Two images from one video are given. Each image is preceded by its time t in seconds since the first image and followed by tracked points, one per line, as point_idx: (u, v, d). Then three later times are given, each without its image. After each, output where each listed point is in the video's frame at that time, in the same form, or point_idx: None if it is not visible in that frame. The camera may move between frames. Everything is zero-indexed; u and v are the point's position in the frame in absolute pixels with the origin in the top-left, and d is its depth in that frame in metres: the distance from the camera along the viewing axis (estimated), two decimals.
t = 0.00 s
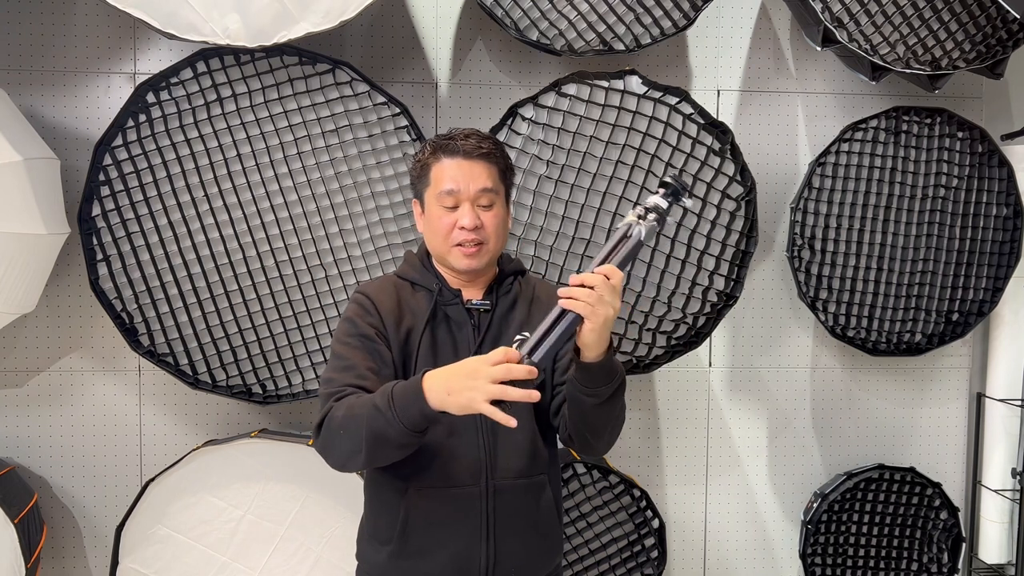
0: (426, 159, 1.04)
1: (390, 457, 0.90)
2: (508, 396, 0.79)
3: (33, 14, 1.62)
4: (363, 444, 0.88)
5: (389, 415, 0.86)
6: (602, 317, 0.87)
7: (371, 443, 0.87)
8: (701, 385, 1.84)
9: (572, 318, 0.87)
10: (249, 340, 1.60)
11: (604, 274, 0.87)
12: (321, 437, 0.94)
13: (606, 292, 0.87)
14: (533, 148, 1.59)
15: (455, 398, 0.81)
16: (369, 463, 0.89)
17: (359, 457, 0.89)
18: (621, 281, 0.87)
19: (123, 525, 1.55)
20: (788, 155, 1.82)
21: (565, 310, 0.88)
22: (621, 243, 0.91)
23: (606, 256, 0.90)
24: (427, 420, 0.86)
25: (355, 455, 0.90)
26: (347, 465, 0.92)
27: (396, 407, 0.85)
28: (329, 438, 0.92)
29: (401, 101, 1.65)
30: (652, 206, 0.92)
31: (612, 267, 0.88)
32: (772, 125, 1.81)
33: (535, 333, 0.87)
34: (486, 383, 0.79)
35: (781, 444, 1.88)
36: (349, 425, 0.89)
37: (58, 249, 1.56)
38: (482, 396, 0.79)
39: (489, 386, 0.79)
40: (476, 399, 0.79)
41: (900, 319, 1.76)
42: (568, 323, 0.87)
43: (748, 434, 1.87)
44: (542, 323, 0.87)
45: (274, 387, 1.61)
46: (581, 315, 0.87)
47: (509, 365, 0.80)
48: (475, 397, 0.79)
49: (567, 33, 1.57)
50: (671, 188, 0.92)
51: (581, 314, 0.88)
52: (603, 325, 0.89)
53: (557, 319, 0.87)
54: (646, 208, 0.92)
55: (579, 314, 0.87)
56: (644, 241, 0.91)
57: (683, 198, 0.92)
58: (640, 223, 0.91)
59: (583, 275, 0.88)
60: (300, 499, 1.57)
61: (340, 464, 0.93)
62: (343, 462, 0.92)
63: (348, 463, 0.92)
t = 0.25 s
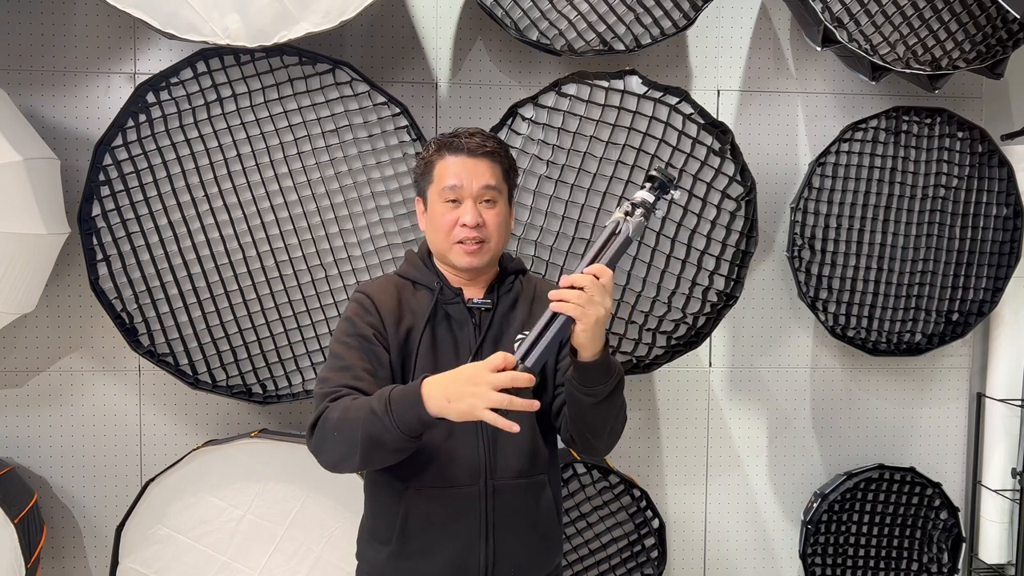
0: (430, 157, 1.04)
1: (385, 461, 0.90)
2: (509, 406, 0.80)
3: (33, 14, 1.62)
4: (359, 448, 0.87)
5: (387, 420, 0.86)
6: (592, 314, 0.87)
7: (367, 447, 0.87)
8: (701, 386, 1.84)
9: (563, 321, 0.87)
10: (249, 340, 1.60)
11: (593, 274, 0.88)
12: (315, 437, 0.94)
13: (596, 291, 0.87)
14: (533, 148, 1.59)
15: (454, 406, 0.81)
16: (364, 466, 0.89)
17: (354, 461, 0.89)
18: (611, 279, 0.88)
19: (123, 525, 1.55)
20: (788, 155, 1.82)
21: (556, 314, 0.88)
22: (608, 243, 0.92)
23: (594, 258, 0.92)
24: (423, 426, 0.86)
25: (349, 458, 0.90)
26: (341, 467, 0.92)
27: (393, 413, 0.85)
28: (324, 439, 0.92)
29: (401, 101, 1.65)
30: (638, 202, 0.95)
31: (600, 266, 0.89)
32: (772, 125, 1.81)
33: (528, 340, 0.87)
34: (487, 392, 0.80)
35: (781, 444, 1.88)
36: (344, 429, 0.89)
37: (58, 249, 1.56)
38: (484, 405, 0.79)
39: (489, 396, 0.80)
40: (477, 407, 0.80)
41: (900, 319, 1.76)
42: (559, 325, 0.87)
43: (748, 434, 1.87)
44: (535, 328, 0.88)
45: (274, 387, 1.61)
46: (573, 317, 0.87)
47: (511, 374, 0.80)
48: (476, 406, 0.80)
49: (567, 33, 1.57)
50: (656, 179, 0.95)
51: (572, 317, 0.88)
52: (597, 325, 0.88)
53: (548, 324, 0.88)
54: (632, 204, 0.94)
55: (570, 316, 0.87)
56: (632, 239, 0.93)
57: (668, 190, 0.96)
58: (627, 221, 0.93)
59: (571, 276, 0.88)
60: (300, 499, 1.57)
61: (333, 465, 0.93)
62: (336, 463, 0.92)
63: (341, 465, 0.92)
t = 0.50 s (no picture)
0: (438, 152, 1.05)
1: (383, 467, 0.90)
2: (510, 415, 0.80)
3: (33, 14, 1.62)
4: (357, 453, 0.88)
5: (385, 428, 0.85)
6: (591, 323, 0.87)
7: (365, 452, 0.87)
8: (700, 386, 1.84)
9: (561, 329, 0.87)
10: (249, 340, 1.60)
11: (590, 282, 0.89)
12: (312, 440, 0.94)
13: (594, 299, 0.87)
14: (533, 148, 1.59)
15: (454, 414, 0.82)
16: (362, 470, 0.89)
17: (351, 465, 0.89)
18: (608, 288, 0.89)
19: (123, 525, 1.55)
20: (788, 155, 1.82)
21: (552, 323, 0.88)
22: (605, 250, 0.92)
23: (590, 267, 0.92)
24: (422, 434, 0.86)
25: (347, 462, 0.90)
26: (338, 470, 0.92)
27: (393, 420, 0.85)
28: (321, 442, 0.92)
29: (401, 101, 1.65)
30: (637, 207, 0.94)
31: (598, 274, 0.89)
32: (772, 125, 1.81)
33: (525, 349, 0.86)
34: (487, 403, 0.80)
35: (781, 444, 1.88)
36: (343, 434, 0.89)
37: (58, 249, 1.56)
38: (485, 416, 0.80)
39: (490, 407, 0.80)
40: (478, 416, 0.80)
41: (900, 319, 1.76)
42: (556, 334, 0.87)
43: (748, 434, 1.87)
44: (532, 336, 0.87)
45: (274, 387, 1.61)
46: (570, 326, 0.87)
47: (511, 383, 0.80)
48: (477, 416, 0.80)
49: (567, 33, 1.57)
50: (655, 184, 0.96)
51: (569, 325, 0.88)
52: (594, 332, 0.89)
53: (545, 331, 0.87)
54: (630, 209, 0.93)
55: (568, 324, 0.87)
56: (631, 246, 0.92)
57: (667, 196, 0.96)
58: (627, 226, 0.92)
59: (569, 285, 0.88)
60: (300, 499, 1.57)
61: (330, 468, 0.93)
62: (333, 466, 0.92)
63: (338, 468, 0.92)
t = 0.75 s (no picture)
0: (437, 152, 1.06)
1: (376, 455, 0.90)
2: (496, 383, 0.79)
3: (33, 14, 1.62)
4: (350, 441, 0.87)
5: (375, 410, 0.85)
6: (593, 317, 0.86)
7: (357, 439, 0.87)
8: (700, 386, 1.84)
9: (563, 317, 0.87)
10: (249, 340, 1.60)
11: (601, 276, 0.87)
12: (309, 437, 0.94)
13: (601, 294, 0.86)
14: (533, 148, 1.59)
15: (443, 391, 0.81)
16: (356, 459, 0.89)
17: (346, 455, 0.89)
18: (617, 285, 0.87)
19: (123, 525, 1.55)
20: (788, 155, 1.82)
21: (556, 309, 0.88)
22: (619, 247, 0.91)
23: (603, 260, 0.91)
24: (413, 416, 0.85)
25: (342, 453, 0.89)
26: (335, 464, 0.92)
27: (382, 403, 0.85)
28: (317, 437, 0.92)
29: (401, 101, 1.65)
30: (653, 210, 0.93)
31: (608, 269, 0.88)
32: (772, 125, 1.81)
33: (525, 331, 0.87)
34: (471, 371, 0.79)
35: (781, 444, 1.88)
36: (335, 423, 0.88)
37: (58, 249, 1.56)
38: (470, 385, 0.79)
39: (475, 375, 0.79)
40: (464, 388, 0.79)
41: (900, 319, 1.76)
42: (560, 322, 0.87)
43: (748, 434, 1.87)
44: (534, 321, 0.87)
45: (274, 387, 1.61)
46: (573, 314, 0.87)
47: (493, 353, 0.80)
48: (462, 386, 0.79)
49: (567, 33, 1.57)
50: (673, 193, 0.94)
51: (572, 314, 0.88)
52: (594, 326, 0.88)
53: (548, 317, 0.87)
54: (647, 211, 0.93)
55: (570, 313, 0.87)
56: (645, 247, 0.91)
57: (685, 204, 0.94)
58: (642, 226, 0.91)
59: (578, 276, 0.87)
60: (300, 499, 1.57)
61: (327, 463, 0.92)
62: (330, 461, 0.92)
63: (335, 462, 0.91)
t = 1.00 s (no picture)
0: (428, 156, 1.05)
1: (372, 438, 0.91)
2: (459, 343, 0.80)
3: (33, 14, 1.62)
4: (341, 424, 0.89)
5: (359, 389, 0.87)
6: (595, 300, 0.85)
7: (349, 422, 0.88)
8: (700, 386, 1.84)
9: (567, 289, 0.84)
10: (249, 340, 1.60)
11: (612, 262, 0.84)
12: (307, 433, 0.96)
13: (607, 277, 0.84)
14: (533, 148, 1.59)
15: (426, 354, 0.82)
16: (349, 444, 0.90)
17: (339, 441, 0.90)
18: (624, 271, 0.84)
19: (123, 525, 1.55)
20: (788, 155, 1.82)
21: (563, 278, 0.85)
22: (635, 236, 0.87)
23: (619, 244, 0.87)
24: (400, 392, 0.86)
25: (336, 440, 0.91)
26: (332, 454, 0.93)
27: (366, 381, 0.86)
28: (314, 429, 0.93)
29: (401, 101, 1.65)
30: (669, 217, 0.90)
31: (622, 255, 0.85)
32: (772, 125, 1.81)
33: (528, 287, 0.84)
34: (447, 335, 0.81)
35: (781, 444, 1.88)
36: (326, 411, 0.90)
37: (58, 249, 1.56)
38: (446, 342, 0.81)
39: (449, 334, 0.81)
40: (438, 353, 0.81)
41: (900, 319, 1.76)
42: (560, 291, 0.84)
43: (748, 434, 1.87)
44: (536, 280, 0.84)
45: (274, 387, 1.61)
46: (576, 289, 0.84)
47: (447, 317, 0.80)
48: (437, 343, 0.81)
49: (567, 33, 1.57)
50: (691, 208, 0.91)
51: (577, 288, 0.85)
52: (593, 308, 0.86)
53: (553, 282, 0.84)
54: (663, 216, 0.90)
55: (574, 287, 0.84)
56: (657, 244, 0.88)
57: (699, 220, 0.91)
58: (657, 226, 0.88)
59: (591, 253, 0.84)
60: (300, 499, 1.57)
61: (324, 456, 0.94)
62: (327, 451, 0.93)
63: (331, 451, 0.93)
